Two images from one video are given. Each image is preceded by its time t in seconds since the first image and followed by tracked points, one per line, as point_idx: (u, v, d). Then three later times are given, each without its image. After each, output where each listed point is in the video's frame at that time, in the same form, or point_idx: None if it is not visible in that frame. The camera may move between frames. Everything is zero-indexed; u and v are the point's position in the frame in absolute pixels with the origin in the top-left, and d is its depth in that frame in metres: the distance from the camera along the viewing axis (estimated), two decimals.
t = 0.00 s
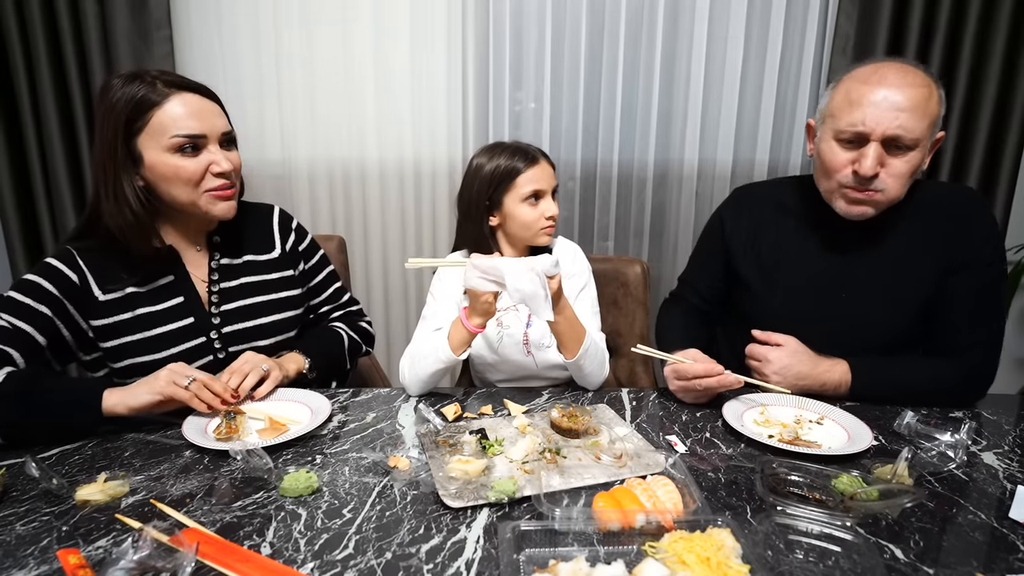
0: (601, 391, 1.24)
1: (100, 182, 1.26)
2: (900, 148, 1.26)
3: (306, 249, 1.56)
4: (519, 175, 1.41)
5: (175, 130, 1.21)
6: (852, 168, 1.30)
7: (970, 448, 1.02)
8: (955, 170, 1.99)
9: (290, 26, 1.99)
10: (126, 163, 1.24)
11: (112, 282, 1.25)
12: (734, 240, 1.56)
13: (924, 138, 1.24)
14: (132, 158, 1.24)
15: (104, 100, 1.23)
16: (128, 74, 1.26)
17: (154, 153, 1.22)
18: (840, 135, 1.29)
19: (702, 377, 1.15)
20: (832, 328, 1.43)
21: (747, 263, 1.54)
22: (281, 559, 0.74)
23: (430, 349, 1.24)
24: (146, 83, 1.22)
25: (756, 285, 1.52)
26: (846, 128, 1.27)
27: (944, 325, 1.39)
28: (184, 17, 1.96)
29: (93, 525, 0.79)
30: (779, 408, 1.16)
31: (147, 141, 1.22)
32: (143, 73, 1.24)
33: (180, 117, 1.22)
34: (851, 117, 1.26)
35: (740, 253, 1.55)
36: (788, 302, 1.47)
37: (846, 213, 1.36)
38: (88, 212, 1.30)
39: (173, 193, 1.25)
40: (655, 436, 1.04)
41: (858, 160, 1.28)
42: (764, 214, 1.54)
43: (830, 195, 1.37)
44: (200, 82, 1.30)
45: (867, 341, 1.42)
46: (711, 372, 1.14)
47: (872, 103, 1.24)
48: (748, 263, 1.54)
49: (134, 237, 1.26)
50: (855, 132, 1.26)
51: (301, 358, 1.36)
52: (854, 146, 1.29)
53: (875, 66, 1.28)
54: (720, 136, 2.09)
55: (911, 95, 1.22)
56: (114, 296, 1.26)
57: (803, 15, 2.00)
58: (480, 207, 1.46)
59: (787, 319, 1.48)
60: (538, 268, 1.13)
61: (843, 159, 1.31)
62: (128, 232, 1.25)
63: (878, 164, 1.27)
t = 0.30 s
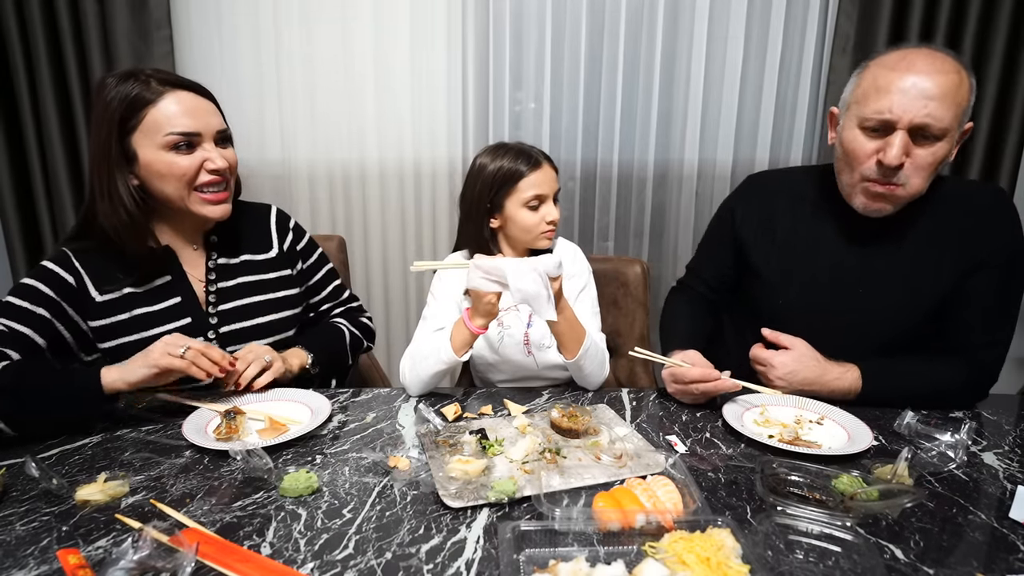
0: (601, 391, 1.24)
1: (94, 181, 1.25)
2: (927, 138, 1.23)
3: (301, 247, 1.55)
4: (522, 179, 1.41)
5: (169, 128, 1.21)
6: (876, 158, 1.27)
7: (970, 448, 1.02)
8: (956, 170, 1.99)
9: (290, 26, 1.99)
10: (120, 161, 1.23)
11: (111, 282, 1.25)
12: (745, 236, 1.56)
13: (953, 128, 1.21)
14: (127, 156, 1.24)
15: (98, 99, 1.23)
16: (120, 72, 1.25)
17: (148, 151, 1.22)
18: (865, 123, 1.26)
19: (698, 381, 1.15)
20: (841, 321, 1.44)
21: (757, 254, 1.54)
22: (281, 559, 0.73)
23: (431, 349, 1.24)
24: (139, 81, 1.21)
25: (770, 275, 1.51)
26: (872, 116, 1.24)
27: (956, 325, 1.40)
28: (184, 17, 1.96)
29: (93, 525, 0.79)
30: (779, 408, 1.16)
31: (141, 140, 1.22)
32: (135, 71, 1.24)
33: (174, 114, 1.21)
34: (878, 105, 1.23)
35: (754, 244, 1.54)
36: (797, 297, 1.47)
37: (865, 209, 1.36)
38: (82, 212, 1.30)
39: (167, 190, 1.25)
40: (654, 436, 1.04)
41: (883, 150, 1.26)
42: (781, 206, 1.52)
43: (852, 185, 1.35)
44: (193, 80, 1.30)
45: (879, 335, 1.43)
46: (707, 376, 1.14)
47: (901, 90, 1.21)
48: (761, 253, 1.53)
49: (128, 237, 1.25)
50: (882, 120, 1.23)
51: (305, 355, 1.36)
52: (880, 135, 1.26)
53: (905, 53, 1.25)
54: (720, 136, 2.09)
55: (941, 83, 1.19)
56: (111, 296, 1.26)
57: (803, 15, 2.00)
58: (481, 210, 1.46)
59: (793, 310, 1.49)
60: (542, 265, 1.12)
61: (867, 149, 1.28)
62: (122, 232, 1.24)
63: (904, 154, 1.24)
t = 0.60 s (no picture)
0: (601, 391, 1.24)
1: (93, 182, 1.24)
2: (913, 137, 1.25)
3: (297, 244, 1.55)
4: (522, 180, 1.41)
5: (166, 129, 1.20)
6: (864, 157, 1.29)
7: (971, 448, 1.02)
8: (956, 171, 1.99)
9: (290, 26, 1.99)
10: (117, 162, 1.22)
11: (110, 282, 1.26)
12: (746, 241, 1.56)
13: (938, 128, 1.23)
14: (125, 158, 1.23)
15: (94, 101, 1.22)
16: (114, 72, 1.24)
17: (145, 152, 1.21)
18: (851, 125, 1.29)
19: (695, 376, 1.15)
20: (842, 320, 1.44)
21: (759, 254, 1.55)
22: (281, 559, 0.73)
23: (435, 351, 1.24)
24: (135, 82, 1.20)
25: (772, 277, 1.51)
26: (858, 117, 1.27)
27: (954, 326, 1.40)
28: (184, 17, 1.96)
29: (93, 525, 0.79)
30: (779, 408, 1.16)
31: (137, 140, 1.21)
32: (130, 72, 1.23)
33: (171, 114, 1.21)
34: (863, 106, 1.26)
35: (755, 249, 1.55)
36: (796, 299, 1.48)
37: (859, 203, 1.35)
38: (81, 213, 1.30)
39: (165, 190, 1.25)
40: (654, 436, 1.04)
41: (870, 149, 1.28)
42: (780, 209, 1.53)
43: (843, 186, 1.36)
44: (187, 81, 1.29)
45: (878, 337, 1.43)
46: (704, 372, 1.14)
47: (885, 92, 1.24)
48: (761, 254, 1.54)
49: (129, 238, 1.25)
50: (867, 120, 1.26)
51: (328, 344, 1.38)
52: (866, 136, 1.28)
53: (891, 58, 1.28)
54: (720, 136, 2.09)
55: (924, 83, 1.22)
56: (110, 295, 1.27)
57: (803, 15, 2.00)
58: (481, 211, 1.46)
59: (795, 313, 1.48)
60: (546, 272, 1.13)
61: (855, 149, 1.30)
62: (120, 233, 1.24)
63: (891, 152, 1.26)
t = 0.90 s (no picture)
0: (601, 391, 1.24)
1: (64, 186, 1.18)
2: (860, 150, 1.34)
3: (286, 247, 1.54)
4: (518, 179, 1.41)
5: (147, 135, 1.14)
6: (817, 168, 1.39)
7: (970, 448, 1.02)
8: (956, 171, 1.99)
9: (290, 26, 1.99)
10: (94, 172, 1.16)
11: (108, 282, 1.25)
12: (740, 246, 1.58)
13: (881, 141, 1.33)
14: (100, 164, 1.16)
15: (65, 103, 1.14)
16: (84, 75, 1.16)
17: (126, 160, 1.15)
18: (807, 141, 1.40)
19: (697, 370, 1.15)
20: (833, 324, 1.47)
21: (751, 258, 1.57)
22: (281, 559, 0.74)
23: (438, 349, 1.24)
24: (112, 88, 1.14)
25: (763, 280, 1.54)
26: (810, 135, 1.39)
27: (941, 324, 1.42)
28: (184, 17, 1.96)
29: (93, 525, 0.79)
30: (779, 408, 1.16)
31: (117, 148, 1.15)
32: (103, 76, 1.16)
33: (151, 120, 1.15)
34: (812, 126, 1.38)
35: (747, 254, 1.57)
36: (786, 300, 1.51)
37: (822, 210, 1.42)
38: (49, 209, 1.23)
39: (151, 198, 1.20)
40: (654, 436, 1.04)
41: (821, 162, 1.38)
42: (767, 216, 1.58)
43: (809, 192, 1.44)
44: (162, 82, 1.23)
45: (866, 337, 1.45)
46: (705, 367, 1.15)
47: (832, 114, 1.35)
48: (753, 261, 1.57)
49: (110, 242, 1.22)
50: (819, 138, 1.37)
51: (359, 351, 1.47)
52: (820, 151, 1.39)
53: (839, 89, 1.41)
54: (720, 135, 2.09)
55: (867, 104, 1.33)
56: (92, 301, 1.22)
57: (803, 15, 2.00)
58: (479, 211, 1.47)
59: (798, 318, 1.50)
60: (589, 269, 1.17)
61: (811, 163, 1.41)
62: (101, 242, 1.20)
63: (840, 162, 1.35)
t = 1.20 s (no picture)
0: (601, 391, 1.24)
1: (58, 185, 1.16)
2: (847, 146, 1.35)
3: (281, 248, 1.54)
4: (496, 175, 1.43)
5: (143, 134, 1.14)
6: (806, 165, 1.38)
7: (970, 448, 1.02)
8: (956, 171, 1.99)
9: (290, 26, 1.99)
10: (89, 172, 1.15)
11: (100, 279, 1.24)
12: (728, 247, 1.60)
13: (868, 135, 1.33)
14: (95, 162, 1.15)
15: (58, 103, 1.14)
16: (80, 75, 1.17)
17: (122, 160, 1.15)
18: (794, 138, 1.39)
19: (697, 371, 1.15)
20: (816, 321, 1.48)
21: (736, 260, 1.59)
22: (281, 559, 0.73)
23: (434, 348, 1.25)
24: (106, 87, 1.14)
25: (750, 281, 1.55)
26: (798, 131, 1.37)
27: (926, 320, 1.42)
28: (184, 17, 1.96)
29: (93, 525, 0.79)
30: (779, 408, 1.16)
31: (113, 148, 1.14)
32: (98, 76, 1.16)
33: (147, 119, 1.15)
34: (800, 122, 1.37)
35: (732, 258, 1.60)
36: (775, 300, 1.51)
37: (808, 212, 1.44)
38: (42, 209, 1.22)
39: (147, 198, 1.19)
40: (654, 436, 1.04)
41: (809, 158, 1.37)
42: (752, 218, 1.59)
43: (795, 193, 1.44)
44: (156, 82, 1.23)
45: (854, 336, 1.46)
46: (705, 368, 1.15)
47: (819, 109, 1.34)
48: (738, 261, 1.59)
49: (105, 242, 1.21)
50: (806, 134, 1.36)
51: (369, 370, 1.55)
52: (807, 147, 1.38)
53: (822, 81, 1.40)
54: (720, 135, 2.09)
55: (854, 99, 1.33)
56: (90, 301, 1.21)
57: (803, 15, 2.00)
58: (471, 208, 1.53)
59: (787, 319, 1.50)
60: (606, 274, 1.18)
61: (798, 159, 1.40)
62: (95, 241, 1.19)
63: (828, 159, 1.35)
